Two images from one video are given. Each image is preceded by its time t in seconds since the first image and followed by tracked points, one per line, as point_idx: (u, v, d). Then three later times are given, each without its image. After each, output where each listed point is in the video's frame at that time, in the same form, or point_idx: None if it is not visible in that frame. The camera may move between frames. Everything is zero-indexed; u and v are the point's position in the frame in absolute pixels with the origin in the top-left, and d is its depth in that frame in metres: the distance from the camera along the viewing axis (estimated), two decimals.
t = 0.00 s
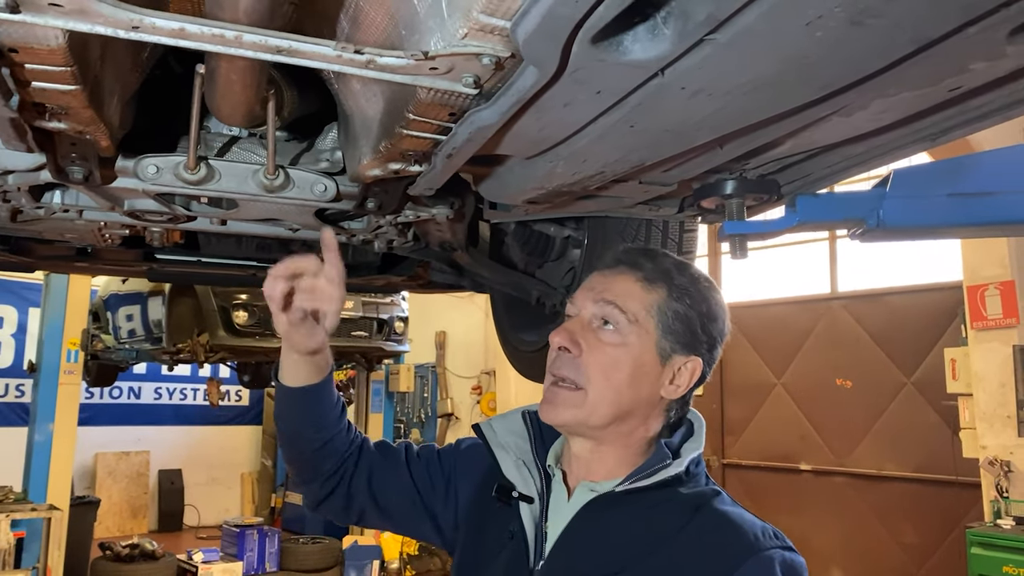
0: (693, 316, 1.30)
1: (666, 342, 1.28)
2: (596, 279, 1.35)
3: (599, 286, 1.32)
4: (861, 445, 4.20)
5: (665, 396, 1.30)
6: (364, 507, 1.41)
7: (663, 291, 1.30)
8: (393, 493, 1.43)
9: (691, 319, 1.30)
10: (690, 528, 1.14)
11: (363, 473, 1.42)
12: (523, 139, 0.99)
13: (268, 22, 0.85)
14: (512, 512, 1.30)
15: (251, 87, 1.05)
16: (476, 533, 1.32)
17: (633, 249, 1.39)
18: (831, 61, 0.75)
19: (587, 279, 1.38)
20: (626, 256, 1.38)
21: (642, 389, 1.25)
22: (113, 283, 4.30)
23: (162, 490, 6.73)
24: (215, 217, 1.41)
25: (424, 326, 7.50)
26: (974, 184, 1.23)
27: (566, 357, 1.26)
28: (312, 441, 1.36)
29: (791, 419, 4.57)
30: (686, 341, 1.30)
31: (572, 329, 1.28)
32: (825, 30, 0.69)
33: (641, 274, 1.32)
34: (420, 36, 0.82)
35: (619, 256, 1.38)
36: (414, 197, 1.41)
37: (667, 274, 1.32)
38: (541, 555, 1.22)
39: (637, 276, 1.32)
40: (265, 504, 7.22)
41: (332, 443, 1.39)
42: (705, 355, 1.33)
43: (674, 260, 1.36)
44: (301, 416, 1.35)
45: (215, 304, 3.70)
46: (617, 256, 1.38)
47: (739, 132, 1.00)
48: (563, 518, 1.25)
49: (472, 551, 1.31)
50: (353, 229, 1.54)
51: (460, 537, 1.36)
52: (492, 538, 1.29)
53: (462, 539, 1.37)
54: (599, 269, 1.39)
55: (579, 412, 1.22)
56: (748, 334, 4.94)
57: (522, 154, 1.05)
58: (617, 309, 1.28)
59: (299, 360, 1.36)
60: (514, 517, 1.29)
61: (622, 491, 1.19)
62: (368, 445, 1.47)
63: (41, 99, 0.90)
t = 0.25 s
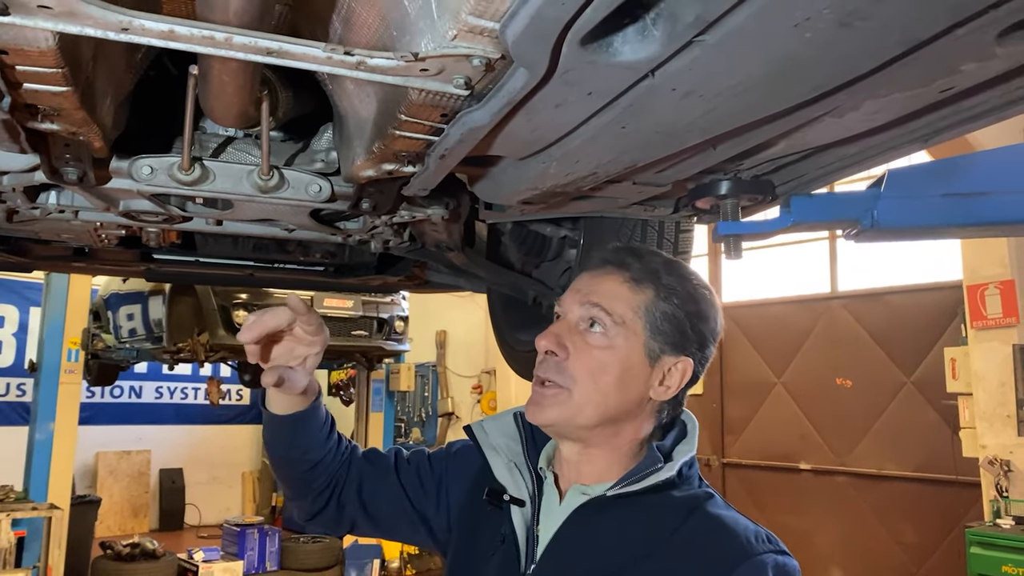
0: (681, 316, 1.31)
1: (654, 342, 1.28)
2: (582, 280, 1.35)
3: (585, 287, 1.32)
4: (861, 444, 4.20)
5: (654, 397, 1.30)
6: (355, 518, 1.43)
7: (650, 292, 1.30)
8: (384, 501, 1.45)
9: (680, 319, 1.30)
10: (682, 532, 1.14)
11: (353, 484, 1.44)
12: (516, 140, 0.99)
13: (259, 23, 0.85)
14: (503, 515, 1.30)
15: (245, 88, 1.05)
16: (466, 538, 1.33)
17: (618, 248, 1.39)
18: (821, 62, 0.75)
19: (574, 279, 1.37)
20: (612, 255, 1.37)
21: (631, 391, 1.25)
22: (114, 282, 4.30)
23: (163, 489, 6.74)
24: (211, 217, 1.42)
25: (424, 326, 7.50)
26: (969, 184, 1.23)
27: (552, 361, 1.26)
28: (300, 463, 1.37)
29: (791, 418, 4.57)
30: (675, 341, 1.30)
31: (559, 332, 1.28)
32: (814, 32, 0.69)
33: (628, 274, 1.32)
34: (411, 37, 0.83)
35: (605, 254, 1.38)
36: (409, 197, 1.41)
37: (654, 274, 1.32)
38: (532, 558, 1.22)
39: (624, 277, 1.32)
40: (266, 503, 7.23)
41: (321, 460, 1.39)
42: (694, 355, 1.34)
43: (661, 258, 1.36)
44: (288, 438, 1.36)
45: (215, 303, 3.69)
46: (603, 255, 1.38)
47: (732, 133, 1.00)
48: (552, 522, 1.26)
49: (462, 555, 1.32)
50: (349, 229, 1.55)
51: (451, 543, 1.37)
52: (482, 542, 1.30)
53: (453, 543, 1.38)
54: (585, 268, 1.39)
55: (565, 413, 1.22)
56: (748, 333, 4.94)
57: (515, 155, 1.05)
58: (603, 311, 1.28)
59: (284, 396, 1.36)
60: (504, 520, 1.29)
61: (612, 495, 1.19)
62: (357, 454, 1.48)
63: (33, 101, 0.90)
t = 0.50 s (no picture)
0: (659, 311, 1.28)
1: (633, 337, 1.27)
2: (567, 277, 1.35)
3: (569, 284, 1.32)
4: (862, 443, 4.20)
5: (636, 393, 1.28)
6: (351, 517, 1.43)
7: (629, 286, 1.29)
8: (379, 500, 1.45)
9: (659, 314, 1.28)
10: (674, 532, 1.14)
11: (346, 486, 1.44)
12: (510, 140, 0.99)
13: (253, 24, 0.85)
14: (494, 516, 1.30)
15: (240, 88, 1.05)
16: (460, 537, 1.33)
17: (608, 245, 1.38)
18: (813, 62, 0.75)
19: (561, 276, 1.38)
20: (599, 252, 1.36)
21: (607, 386, 1.24)
22: (116, 281, 4.31)
23: (165, 488, 6.75)
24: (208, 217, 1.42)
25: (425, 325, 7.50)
26: (965, 184, 1.23)
27: (530, 355, 1.27)
28: (290, 460, 1.39)
29: (792, 417, 4.57)
30: (655, 336, 1.28)
31: (538, 327, 1.28)
32: (805, 31, 0.69)
33: (608, 270, 1.31)
34: (404, 37, 0.83)
35: (593, 252, 1.37)
36: (406, 197, 1.41)
37: (635, 268, 1.31)
38: (523, 559, 1.22)
39: (606, 272, 1.31)
40: (268, 502, 7.23)
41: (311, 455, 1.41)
42: (677, 350, 1.31)
43: (646, 254, 1.34)
44: (272, 440, 1.38)
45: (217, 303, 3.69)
46: (590, 252, 1.37)
47: (726, 132, 1.00)
48: (545, 523, 1.26)
49: (457, 554, 1.32)
50: (347, 229, 1.55)
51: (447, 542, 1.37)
52: (474, 544, 1.30)
53: (448, 542, 1.38)
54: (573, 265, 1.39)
55: (547, 410, 1.22)
56: (748, 332, 4.94)
57: (510, 155, 1.05)
58: (581, 306, 1.28)
59: (262, 395, 1.38)
60: (496, 522, 1.29)
61: (602, 496, 1.19)
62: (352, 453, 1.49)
63: (27, 101, 0.90)
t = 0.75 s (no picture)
0: (645, 305, 1.26)
1: (619, 332, 1.25)
2: (560, 275, 1.35)
3: (560, 281, 1.33)
4: (870, 444, 4.17)
5: (623, 389, 1.26)
6: (349, 496, 1.43)
7: (617, 281, 1.28)
8: (378, 485, 1.44)
9: (646, 308, 1.26)
10: (669, 533, 1.13)
11: (346, 463, 1.43)
12: (506, 139, 0.99)
13: (248, 24, 0.85)
14: (489, 516, 1.29)
15: (236, 88, 1.05)
16: (458, 534, 1.32)
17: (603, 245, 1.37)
18: (807, 59, 0.74)
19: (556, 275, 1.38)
20: (593, 251, 1.36)
21: (591, 379, 1.23)
22: (124, 282, 4.33)
23: (174, 487, 6.78)
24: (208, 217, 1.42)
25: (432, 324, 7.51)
26: (968, 182, 1.22)
27: (518, 350, 1.29)
28: (285, 418, 1.38)
29: (800, 416, 4.55)
30: (643, 331, 1.26)
31: (526, 322, 1.29)
32: (799, 29, 0.68)
33: (598, 266, 1.30)
34: (397, 37, 0.82)
35: (586, 251, 1.37)
36: (405, 197, 1.41)
37: (624, 264, 1.29)
38: (517, 559, 1.23)
39: (596, 269, 1.31)
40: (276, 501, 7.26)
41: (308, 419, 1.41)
42: (667, 347, 1.28)
43: (638, 251, 1.33)
44: (262, 398, 1.36)
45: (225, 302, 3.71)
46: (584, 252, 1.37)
47: (723, 130, 0.99)
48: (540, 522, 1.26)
49: (454, 551, 1.31)
50: (348, 229, 1.55)
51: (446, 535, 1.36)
52: (468, 541, 1.29)
53: (446, 538, 1.37)
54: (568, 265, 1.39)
55: (529, 405, 1.23)
56: (756, 330, 4.92)
57: (507, 154, 1.05)
58: (567, 300, 1.28)
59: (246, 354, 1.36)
60: (491, 520, 1.29)
61: (597, 495, 1.18)
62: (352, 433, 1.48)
63: (24, 102, 0.90)
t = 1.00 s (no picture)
0: (640, 302, 1.24)
1: (616, 327, 1.24)
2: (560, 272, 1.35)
3: (560, 277, 1.32)
4: (887, 444, 4.12)
5: (620, 385, 1.24)
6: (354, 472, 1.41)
7: (614, 277, 1.27)
8: (384, 466, 1.43)
9: (643, 304, 1.24)
10: (667, 532, 1.11)
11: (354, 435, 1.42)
12: (504, 137, 0.98)
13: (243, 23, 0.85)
14: (489, 512, 1.28)
15: (236, 87, 1.05)
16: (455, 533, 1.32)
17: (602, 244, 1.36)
18: (804, 52, 0.73)
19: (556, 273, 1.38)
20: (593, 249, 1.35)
21: (588, 373, 1.22)
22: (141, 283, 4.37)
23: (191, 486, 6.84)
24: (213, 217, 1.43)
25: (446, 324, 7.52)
26: (978, 177, 1.20)
27: (516, 345, 1.29)
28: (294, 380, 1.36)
29: (816, 416, 4.51)
30: (640, 327, 1.24)
31: (524, 317, 1.30)
32: (794, 22, 0.67)
33: (596, 263, 1.30)
34: (391, 34, 0.82)
35: (586, 250, 1.36)
36: (409, 195, 1.41)
37: (622, 259, 1.29)
38: (515, 557, 1.22)
39: (594, 265, 1.30)
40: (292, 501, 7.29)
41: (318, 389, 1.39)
42: (666, 343, 1.25)
43: (636, 248, 1.31)
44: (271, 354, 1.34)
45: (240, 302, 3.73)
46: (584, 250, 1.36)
47: (724, 126, 0.98)
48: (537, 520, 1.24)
49: (450, 551, 1.31)
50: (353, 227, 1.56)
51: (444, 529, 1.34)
52: (467, 538, 1.29)
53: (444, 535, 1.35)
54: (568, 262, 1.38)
55: (525, 402, 1.23)
56: (770, 330, 4.88)
57: (506, 151, 1.04)
58: (564, 295, 1.28)
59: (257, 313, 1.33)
60: (490, 516, 1.28)
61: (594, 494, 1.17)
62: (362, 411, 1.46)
63: (23, 102, 0.91)
